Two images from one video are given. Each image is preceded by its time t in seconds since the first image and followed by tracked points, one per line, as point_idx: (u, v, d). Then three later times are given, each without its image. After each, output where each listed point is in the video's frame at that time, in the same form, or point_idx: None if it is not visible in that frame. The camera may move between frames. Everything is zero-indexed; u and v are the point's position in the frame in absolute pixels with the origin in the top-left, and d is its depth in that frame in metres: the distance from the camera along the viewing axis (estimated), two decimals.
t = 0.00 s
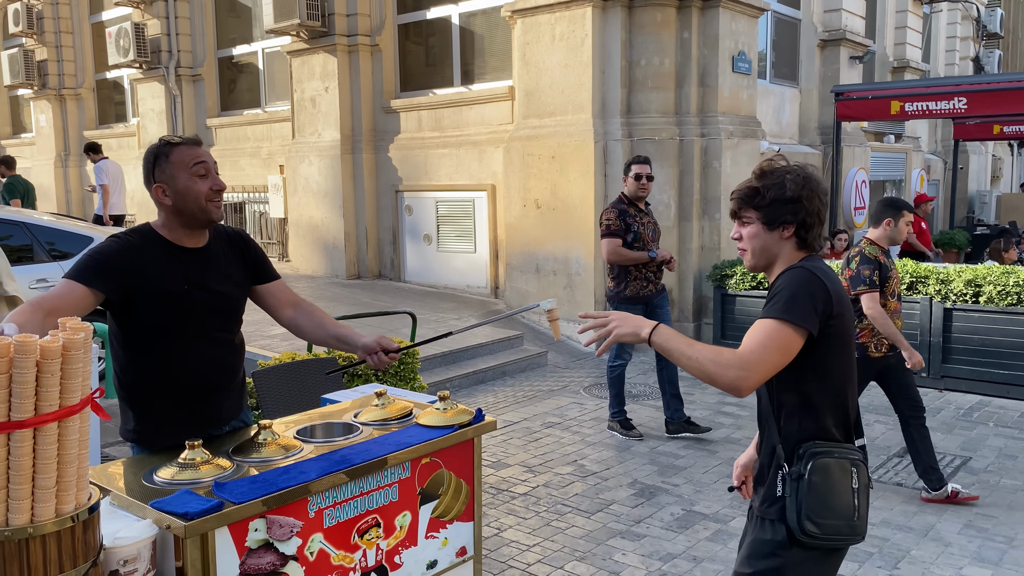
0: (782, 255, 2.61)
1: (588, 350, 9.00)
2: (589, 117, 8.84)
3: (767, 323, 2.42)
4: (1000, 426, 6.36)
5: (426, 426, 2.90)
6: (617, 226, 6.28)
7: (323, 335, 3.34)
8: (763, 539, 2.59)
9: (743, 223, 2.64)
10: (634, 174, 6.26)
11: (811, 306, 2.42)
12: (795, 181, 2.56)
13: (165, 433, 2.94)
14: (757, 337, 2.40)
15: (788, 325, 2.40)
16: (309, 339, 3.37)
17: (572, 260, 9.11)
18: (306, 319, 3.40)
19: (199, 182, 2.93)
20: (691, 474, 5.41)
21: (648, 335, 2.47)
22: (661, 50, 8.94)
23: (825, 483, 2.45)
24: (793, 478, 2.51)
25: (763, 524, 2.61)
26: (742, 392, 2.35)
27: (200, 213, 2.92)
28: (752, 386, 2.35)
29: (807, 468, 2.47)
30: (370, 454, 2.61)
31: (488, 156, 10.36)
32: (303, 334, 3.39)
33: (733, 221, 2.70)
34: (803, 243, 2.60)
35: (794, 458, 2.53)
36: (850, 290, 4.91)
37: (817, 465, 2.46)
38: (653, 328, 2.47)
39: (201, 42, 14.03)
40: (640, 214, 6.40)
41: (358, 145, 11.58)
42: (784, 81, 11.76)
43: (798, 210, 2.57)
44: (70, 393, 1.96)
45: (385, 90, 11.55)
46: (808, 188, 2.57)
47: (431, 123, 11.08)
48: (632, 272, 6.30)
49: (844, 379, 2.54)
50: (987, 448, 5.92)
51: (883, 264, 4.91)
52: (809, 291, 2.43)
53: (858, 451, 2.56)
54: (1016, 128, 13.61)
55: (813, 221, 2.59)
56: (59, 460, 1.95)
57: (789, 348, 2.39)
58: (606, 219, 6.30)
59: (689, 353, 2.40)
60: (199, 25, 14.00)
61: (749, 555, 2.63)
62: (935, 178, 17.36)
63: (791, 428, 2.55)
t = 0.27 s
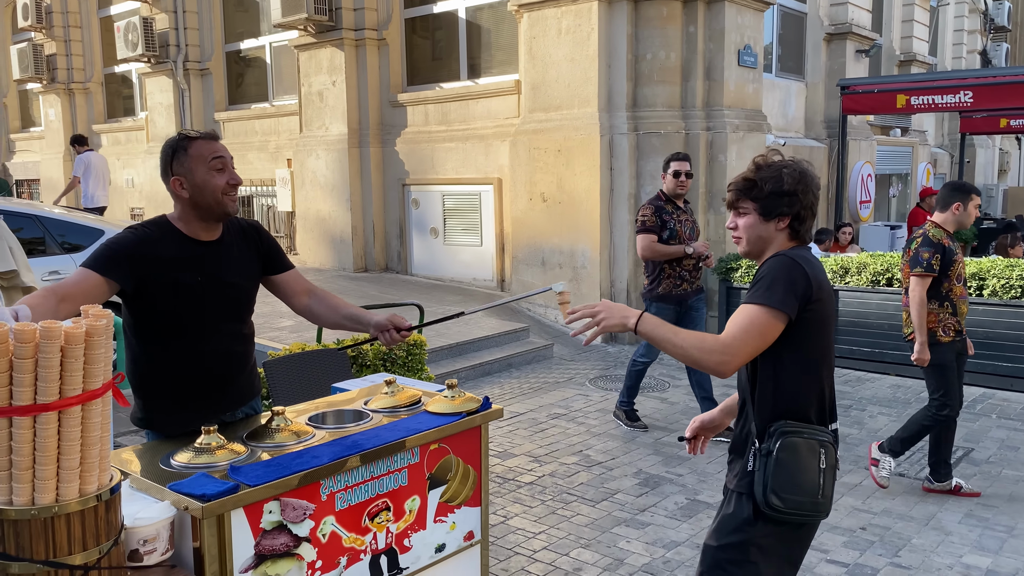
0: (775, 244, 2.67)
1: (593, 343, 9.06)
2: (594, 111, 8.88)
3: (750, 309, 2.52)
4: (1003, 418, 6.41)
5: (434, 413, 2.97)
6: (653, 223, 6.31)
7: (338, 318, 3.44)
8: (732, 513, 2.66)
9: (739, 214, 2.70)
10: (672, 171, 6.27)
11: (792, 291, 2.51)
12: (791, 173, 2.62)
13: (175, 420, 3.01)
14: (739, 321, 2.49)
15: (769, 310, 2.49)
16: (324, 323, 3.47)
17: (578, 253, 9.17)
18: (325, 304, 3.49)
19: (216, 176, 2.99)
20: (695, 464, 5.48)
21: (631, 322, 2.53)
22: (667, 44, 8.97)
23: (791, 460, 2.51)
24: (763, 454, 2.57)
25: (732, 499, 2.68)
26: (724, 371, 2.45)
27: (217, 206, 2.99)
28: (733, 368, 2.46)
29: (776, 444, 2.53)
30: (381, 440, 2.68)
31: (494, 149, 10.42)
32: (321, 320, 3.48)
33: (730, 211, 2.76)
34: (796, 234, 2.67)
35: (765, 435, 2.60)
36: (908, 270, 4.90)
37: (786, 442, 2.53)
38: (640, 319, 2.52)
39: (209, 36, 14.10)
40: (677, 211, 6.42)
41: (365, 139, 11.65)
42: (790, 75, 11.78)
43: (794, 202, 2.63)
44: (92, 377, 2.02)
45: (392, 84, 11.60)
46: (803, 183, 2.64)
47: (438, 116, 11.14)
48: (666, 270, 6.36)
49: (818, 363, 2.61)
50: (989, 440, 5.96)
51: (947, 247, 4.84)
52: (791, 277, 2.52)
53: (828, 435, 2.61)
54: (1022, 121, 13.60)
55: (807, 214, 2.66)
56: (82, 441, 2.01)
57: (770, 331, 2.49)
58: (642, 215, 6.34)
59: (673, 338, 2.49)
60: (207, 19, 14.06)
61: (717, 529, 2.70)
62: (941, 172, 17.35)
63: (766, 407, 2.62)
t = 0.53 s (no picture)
0: (769, 234, 2.73)
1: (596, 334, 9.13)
2: (598, 103, 8.92)
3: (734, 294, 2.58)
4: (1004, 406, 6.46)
5: (444, 400, 3.03)
6: (688, 212, 6.00)
7: (344, 309, 3.50)
8: (721, 496, 2.72)
9: (736, 204, 2.75)
10: (710, 159, 6.02)
11: (775, 280, 2.57)
12: (789, 167, 2.68)
13: (193, 407, 3.07)
14: (723, 309, 2.55)
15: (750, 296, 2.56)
16: (332, 314, 3.52)
17: (581, 245, 9.22)
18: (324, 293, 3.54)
19: (230, 168, 3.05)
20: (698, 452, 5.54)
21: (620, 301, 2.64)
22: (670, 36, 9.02)
23: (778, 443, 2.56)
24: (750, 436, 2.63)
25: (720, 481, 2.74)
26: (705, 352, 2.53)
27: (232, 196, 3.05)
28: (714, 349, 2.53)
29: (763, 427, 2.59)
30: (392, 426, 2.74)
31: (497, 142, 10.46)
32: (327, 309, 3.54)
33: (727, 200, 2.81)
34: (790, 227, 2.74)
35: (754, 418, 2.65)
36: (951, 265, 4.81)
37: (773, 425, 2.58)
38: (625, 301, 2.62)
39: (212, 30, 14.14)
40: (715, 201, 6.08)
41: (368, 132, 11.69)
42: (793, 66, 11.80)
43: (790, 195, 2.69)
44: (115, 363, 2.08)
45: (395, 77, 11.64)
46: (801, 178, 2.69)
47: (441, 109, 11.18)
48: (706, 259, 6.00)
49: (802, 350, 2.67)
50: (990, 428, 6.02)
51: (997, 243, 4.69)
52: (776, 267, 2.59)
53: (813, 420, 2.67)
54: None
55: (802, 208, 2.72)
56: (106, 426, 2.08)
57: (752, 318, 2.55)
58: (676, 205, 6.05)
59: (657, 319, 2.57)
60: (210, 13, 14.09)
61: (708, 511, 2.76)
62: (944, 163, 17.37)
63: (752, 391, 2.68)
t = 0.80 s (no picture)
0: (749, 228, 2.79)
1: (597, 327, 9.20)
2: (597, 96, 8.96)
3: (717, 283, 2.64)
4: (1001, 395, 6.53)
5: (449, 390, 3.10)
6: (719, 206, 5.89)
7: (354, 300, 3.55)
8: (721, 489, 2.75)
9: (718, 198, 2.81)
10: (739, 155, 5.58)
11: (756, 269, 2.64)
12: (769, 162, 2.73)
13: (205, 397, 3.13)
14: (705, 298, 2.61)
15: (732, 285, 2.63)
16: (342, 304, 3.59)
17: (581, 238, 9.27)
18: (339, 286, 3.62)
19: (240, 160, 3.10)
20: (698, 442, 5.61)
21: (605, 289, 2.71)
22: (668, 29, 9.05)
23: (770, 430, 2.61)
24: (743, 425, 2.68)
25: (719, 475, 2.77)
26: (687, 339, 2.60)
27: (243, 189, 3.10)
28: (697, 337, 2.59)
29: (755, 416, 2.64)
30: (399, 416, 2.80)
31: (497, 136, 10.51)
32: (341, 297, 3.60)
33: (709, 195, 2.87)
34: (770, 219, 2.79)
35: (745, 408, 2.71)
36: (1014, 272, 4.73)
37: (764, 413, 2.63)
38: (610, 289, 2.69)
39: (211, 26, 14.15)
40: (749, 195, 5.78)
41: (368, 127, 11.73)
42: (791, 58, 11.84)
43: (769, 190, 2.75)
44: (132, 354, 2.14)
45: (395, 71, 11.67)
46: (780, 172, 2.75)
47: (441, 104, 11.22)
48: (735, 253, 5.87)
49: (786, 339, 2.73)
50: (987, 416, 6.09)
51: None
52: (758, 257, 2.65)
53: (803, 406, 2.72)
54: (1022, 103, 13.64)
55: (781, 202, 2.78)
56: (123, 415, 2.13)
57: (734, 306, 2.61)
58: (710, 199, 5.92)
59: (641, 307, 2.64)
60: (209, 9, 14.11)
61: (712, 508, 2.79)
62: (942, 154, 17.42)
63: (742, 381, 2.74)
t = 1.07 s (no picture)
0: (733, 220, 2.83)
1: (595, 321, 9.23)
2: (593, 91, 8.98)
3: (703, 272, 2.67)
4: (996, 386, 6.58)
5: (450, 383, 3.13)
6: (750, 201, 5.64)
7: (355, 280, 3.64)
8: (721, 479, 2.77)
9: (701, 192, 2.85)
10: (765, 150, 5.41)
11: (742, 257, 2.67)
12: (748, 154, 2.77)
13: (210, 388, 3.16)
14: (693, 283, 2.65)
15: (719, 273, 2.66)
16: (343, 287, 3.67)
17: (579, 233, 9.30)
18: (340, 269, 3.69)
19: (235, 148, 3.12)
20: (697, 435, 5.65)
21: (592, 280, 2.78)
22: (664, 25, 9.07)
23: (768, 417, 2.65)
24: (741, 414, 2.70)
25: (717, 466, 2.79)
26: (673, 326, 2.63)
27: (242, 176, 3.13)
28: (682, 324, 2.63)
29: (753, 404, 2.66)
30: (400, 409, 2.83)
31: (494, 132, 10.52)
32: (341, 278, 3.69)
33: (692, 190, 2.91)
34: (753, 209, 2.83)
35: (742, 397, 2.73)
36: None
37: (762, 401, 2.66)
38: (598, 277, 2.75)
39: (207, 23, 14.14)
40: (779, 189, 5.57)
41: (365, 123, 11.74)
42: (787, 53, 11.86)
43: (751, 181, 2.79)
44: (137, 349, 2.17)
45: (391, 68, 11.67)
46: (762, 165, 2.79)
47: (437, 100, 11.23)
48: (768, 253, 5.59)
49: (777, 326, 2.77)
50: (983, 407, 6.13)
51: None
52: (742, 246, 2.69)
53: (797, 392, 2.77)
54: (1018, 96, 13.67)
55: (764, 194, 2.81)
56: (129, 409, 2.16)
57: (722, 294, 2.64)
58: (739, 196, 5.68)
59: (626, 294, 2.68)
60: (204, 7, 14.10)
61: (712, 499, 2.80)
62: (937, 147, 17.47)
63: (736, 372, 2.77)
